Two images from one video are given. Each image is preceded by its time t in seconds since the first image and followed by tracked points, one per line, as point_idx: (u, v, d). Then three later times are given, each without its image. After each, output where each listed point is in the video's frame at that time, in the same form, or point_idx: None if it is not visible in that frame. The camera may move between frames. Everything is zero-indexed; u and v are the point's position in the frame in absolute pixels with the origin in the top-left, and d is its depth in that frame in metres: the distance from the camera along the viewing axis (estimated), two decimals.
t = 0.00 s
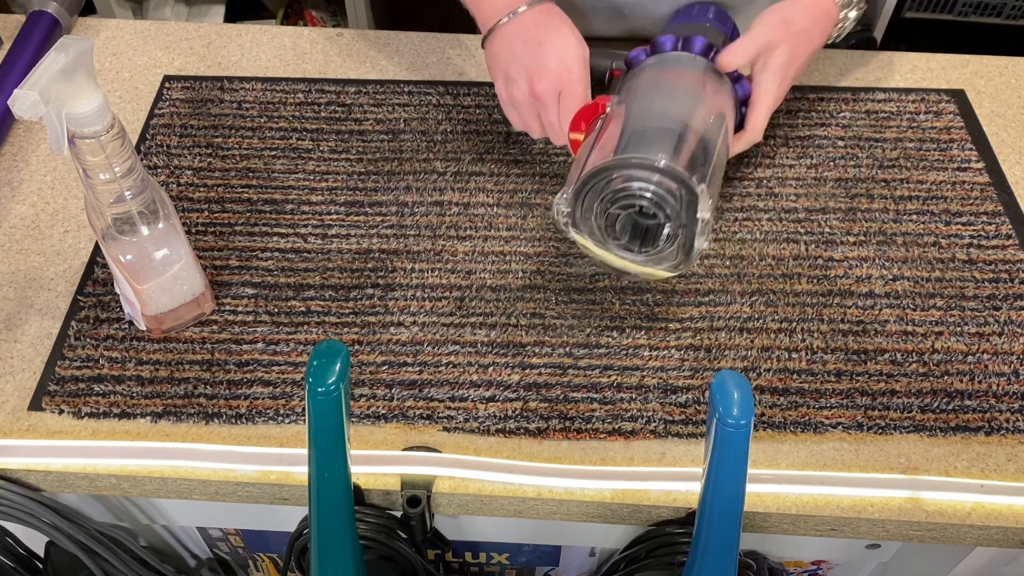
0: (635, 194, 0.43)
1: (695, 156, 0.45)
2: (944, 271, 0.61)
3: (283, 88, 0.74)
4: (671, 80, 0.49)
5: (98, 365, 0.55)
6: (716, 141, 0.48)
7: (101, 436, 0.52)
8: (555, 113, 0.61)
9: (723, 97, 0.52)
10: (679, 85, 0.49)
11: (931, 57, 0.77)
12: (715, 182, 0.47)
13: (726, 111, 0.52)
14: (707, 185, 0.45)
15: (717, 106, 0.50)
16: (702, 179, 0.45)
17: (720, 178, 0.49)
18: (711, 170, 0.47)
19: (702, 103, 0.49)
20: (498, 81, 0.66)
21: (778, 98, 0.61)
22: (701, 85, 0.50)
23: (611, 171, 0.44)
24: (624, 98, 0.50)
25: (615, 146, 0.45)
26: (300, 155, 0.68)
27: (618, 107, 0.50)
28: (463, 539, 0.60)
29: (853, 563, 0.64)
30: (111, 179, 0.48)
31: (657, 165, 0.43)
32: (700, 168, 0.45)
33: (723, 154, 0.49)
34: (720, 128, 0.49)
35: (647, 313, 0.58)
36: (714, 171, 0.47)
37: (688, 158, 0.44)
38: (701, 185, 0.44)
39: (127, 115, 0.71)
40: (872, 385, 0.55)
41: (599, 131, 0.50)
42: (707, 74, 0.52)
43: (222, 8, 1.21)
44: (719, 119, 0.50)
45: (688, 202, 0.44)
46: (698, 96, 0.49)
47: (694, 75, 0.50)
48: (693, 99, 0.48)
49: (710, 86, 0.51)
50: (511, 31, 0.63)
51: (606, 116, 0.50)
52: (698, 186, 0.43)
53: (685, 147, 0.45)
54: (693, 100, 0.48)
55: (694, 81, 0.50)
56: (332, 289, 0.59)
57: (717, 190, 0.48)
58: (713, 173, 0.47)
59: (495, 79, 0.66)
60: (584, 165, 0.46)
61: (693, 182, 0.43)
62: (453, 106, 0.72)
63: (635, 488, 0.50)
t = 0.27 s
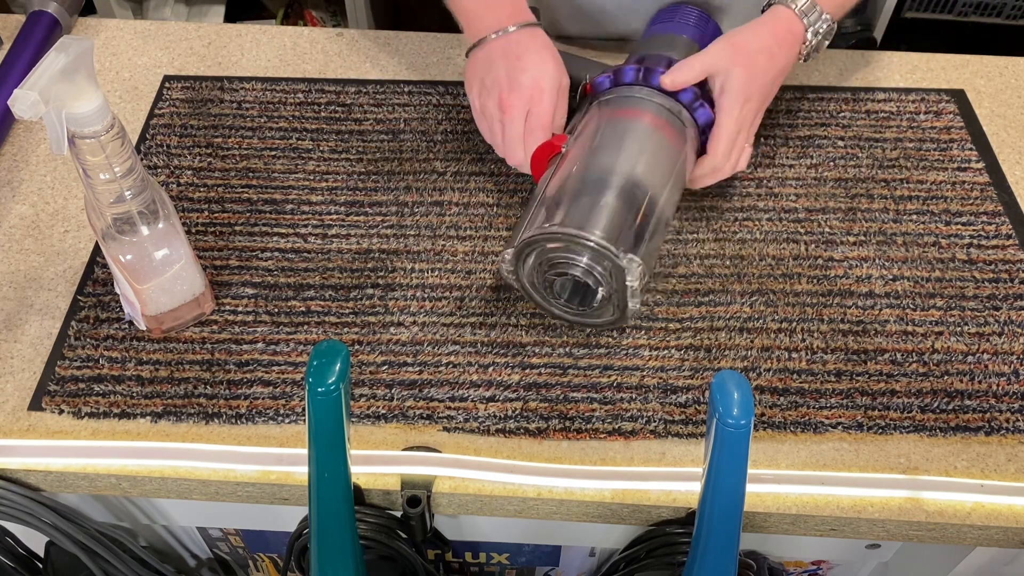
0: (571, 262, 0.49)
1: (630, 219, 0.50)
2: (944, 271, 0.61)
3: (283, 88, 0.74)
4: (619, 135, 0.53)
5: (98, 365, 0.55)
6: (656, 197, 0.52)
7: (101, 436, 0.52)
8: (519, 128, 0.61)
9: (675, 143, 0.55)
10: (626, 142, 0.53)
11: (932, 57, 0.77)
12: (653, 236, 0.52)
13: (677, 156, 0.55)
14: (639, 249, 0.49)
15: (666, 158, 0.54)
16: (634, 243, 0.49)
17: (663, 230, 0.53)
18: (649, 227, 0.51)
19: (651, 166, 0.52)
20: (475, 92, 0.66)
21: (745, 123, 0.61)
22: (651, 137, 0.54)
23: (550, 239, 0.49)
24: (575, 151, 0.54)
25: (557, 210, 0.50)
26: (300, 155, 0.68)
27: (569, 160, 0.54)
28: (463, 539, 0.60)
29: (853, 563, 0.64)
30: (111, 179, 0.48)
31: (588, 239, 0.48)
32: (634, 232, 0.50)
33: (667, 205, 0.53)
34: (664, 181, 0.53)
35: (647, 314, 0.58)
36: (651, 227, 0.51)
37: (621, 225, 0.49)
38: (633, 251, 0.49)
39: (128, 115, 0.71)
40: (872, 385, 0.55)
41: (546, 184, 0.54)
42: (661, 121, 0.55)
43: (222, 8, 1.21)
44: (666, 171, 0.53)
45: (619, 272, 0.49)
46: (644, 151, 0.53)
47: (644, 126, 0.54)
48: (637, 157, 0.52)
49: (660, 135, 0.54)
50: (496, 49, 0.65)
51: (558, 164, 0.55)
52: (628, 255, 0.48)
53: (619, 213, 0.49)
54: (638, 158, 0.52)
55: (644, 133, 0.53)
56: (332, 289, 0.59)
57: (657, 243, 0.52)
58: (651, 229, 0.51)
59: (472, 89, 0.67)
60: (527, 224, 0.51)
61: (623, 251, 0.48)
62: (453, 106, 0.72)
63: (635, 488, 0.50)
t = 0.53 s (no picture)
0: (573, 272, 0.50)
1: (632, 227, 0.50)
2: (944, 271, 0.61)
3: (283, 88, 0.74)
4: (621, 140, 0.53)
5: (98, 365, 0.55)
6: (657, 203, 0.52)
7: (101, 436, 0.52)
8: (520, 131, 0.61)
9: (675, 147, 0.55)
10: (628, 147, 0.53)
11: (932, 57, 0.77)
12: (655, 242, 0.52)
13: (676, 161, 0.55)
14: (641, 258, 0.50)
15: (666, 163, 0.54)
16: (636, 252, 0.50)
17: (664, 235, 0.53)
18: (650, 234, 0.51)
19: (651, 173, 0.52)
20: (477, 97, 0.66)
21: (740, 170, 0.60)
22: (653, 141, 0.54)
23: (551, 251, 0.49)
24: (577, 155, 0.54)
25: (559, 217, 0.50)
26: (300, 155, 0.68)
27: (570, 164, 0.54)
28: (463, 539, 0.60)
29: (853, 563, 0.64)
30: (111, 180, 0.48)
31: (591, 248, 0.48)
32: (636, 241, 0.50)
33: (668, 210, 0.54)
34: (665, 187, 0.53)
35: (647, 314, 0.58)
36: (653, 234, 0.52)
37: (623, 233, 0.49)
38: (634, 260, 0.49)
39: (128, 115, 0.71)
40: (872, 385, 0.55)
41: (547, 190, 0.54)
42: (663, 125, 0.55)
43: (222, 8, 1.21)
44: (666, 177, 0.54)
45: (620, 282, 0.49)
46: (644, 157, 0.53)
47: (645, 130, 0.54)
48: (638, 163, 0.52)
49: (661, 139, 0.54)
50: (500, 54, 0.65)
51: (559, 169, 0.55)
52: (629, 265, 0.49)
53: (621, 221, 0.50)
54: (639, 164, 0.52)
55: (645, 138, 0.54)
56: (332, 289, 0.59)
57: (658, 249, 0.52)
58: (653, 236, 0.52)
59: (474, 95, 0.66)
60: (528, 233, 0.51)
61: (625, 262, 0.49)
62: (453, 107, 0.72)
63: (635, 488, 0.50)
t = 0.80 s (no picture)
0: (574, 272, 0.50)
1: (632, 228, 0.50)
2: (944, 271, 0.61)
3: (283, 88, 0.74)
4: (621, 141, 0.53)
5: (98, 365, 0.55)
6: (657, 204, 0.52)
7: (101, 436, 0.52)
8: (528, 133, 0.61)
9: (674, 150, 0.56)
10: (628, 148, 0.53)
11: (932, 57, 0.77)
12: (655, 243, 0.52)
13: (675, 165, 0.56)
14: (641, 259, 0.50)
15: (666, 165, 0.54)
16: (636, 252, 0.50)
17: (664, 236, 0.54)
18: (650, 235, 0.52)
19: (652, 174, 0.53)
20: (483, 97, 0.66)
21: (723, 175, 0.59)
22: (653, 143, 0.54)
23: (552, 250, 0.49)
24: (577, 155, 0.54)
25: (559, 217, 0.50)
26: (300, 155, 0.68)
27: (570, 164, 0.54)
28: (463, 539, 0.60)
29: (853, 563, 0.64)
30: (111, 179, 0.48)
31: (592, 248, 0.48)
32: (636, 241, 0.50)
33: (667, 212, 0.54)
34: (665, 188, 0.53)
35: (647, 314, 0.58)
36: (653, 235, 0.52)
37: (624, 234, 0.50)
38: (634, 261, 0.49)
39: (128, 115, 0.71)
40: (872, 385, 0.55)
41: (547, 191, 0.54)
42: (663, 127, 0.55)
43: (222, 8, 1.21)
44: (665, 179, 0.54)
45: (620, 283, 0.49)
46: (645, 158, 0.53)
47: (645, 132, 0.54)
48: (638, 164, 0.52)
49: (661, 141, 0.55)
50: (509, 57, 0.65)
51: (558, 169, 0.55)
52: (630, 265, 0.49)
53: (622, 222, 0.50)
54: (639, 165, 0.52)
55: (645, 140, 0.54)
56: (332, 289, 0.59)
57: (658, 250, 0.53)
58: (653, 237, 0.52)
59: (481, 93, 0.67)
60: (528, 233, 0.51)
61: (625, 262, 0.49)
62: (453, 107, 0.72)
63: (635, 488, 0.50)
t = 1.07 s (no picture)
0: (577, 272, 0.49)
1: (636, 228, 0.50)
2: (944, 271, 0.61)
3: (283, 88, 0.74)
4: (623, 142, 0.53)
5: (98, 366, 0.55)
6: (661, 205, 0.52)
7: (100, 436, 0.52)
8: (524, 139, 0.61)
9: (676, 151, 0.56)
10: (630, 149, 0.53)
11: (932, 57, 0.77)
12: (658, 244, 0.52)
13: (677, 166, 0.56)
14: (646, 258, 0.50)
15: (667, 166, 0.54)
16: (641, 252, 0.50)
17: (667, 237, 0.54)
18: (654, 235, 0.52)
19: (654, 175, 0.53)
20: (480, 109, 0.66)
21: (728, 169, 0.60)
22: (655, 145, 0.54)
23: (556, 250, 0.49)
24: (578, 156, 0.54)
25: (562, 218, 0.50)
26: (300, 155, 0.68)
27: (572, 166, 0.54)
28: (463, 539, 0.60)
29: (853, 563, 0.64)
30: (111, 179, 0.48)
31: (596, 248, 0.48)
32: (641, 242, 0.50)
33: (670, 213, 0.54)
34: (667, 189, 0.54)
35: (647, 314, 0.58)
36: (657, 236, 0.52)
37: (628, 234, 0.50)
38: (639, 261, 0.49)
39: (128, 115, 0.71)
40: (872, 385, 0.55)
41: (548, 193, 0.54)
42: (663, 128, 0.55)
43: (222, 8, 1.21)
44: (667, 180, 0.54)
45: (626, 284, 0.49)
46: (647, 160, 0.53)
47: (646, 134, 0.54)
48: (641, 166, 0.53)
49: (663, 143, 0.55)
50: (502, 66, 0.65)
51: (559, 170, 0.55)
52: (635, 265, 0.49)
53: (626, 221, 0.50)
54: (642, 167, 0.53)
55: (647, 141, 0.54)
56: (332, 289, 0.59)
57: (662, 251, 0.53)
58: (657, 237, 0.52)
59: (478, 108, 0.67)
60: (530, 236, 0.51)
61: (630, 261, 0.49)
62: (453, 107, 0.72)
63: (635, 488, 0.50)
